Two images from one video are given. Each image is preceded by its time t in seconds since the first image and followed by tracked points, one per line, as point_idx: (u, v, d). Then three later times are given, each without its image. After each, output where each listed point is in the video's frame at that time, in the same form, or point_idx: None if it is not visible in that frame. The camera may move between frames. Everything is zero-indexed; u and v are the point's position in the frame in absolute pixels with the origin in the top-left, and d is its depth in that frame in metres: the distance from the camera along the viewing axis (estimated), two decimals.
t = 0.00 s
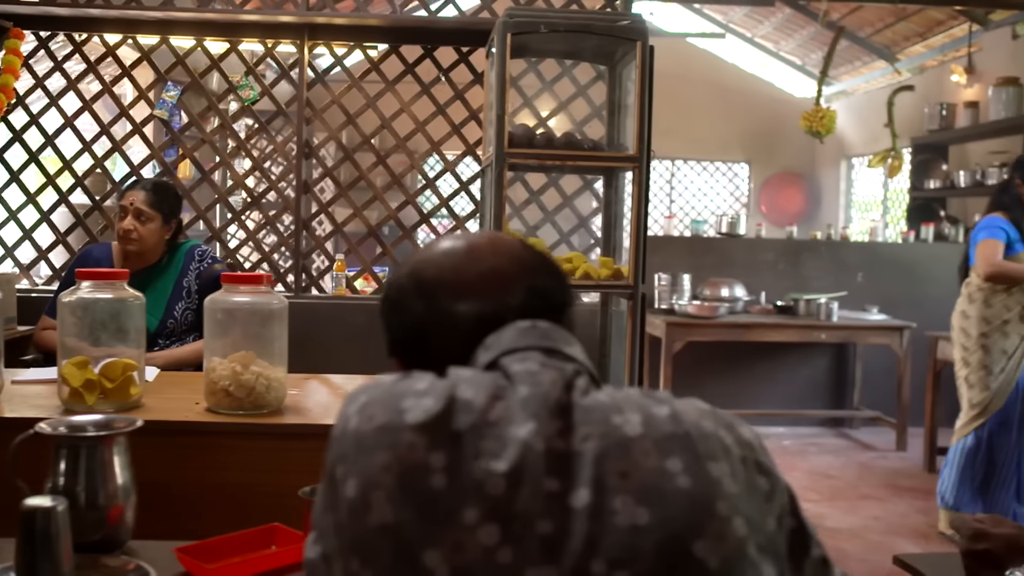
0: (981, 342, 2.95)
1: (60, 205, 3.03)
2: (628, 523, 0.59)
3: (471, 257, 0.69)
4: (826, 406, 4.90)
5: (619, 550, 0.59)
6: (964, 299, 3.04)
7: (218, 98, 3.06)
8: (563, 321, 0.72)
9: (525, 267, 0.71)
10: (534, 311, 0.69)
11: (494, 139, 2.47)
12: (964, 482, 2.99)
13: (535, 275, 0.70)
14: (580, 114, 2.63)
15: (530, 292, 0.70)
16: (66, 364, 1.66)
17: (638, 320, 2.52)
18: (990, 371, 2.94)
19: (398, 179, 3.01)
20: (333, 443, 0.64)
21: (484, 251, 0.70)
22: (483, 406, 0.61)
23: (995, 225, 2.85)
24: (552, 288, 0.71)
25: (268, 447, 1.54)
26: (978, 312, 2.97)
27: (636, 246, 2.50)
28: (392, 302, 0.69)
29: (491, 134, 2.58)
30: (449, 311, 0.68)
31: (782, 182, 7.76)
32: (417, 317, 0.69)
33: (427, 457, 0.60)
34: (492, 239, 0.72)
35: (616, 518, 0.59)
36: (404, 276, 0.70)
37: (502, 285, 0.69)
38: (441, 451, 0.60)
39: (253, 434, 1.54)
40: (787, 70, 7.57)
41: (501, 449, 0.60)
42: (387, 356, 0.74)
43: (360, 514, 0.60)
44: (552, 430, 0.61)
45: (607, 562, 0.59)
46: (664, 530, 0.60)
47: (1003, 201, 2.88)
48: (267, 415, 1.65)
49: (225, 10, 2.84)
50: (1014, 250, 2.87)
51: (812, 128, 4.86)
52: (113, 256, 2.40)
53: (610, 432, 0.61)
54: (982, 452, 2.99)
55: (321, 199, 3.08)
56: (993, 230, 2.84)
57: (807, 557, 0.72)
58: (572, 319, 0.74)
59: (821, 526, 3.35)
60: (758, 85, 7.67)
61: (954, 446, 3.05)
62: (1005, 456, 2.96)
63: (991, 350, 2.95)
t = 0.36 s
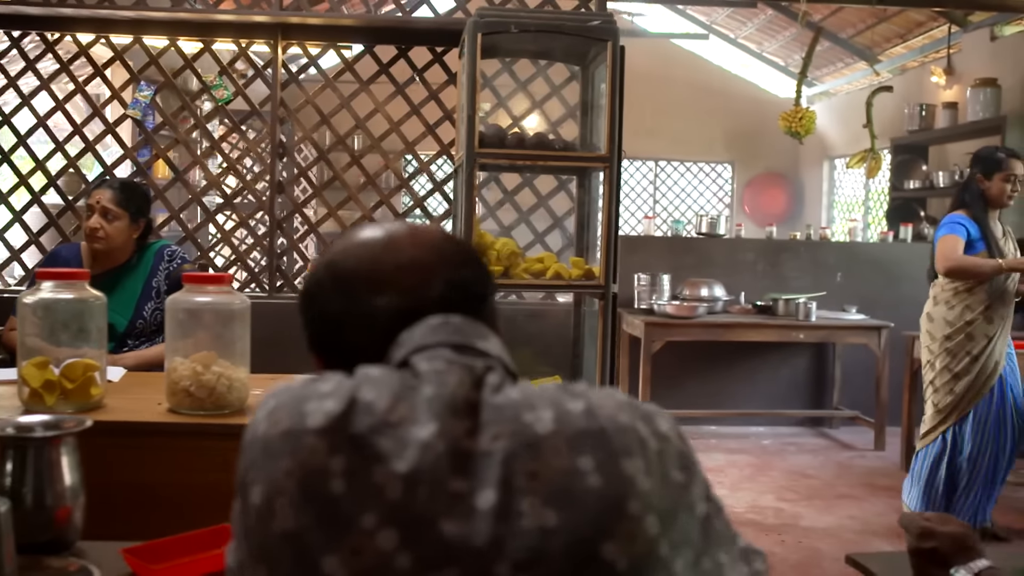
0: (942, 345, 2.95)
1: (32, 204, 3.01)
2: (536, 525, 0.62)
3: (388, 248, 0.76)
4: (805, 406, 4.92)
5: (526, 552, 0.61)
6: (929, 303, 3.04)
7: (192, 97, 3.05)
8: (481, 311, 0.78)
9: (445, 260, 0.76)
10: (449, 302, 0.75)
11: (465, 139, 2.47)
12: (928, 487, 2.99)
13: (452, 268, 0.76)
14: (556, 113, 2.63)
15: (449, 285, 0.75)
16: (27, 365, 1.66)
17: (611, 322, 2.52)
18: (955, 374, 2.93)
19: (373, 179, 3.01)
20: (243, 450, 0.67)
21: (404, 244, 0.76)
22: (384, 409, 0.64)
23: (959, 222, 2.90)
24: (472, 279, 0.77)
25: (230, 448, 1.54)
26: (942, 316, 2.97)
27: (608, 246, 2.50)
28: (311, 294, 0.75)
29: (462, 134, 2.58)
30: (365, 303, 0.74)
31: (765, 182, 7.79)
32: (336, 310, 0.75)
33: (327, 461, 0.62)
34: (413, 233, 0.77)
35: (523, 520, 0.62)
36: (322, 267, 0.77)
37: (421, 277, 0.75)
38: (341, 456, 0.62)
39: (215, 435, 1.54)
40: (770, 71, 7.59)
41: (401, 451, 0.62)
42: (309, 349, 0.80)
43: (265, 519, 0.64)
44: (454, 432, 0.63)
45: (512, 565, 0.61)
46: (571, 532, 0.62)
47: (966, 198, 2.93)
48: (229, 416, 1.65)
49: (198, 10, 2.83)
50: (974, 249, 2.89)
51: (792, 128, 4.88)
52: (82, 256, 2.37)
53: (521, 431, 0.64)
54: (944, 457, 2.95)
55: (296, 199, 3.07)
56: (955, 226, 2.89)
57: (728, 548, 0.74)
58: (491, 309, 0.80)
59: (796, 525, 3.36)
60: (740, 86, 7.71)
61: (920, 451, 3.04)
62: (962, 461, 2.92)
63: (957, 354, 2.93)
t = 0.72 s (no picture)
0: (962, 357, 2.85)
1: (7, 205, 2.99)
2: (451, 524, 0.63)
3: (318, 246, 0.77)
4: (787, 406, 4.93)
5: (441, 552, 0.62)
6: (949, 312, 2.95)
7: (167, 98, 3.04)
8: (411, 308, 0.80)
9: (374, 257, 0.78)
10: (378, 299, 0.77)
11: (438, 139, 2.46)
12: (931, 484, 2.95)
13: (381, 266, 0.78)
14: (533, 112, 2.63)
15: (378, 282, 0.78)
16: None
17: (583, 321, 2.54)
18: (970, 387, 2.83)
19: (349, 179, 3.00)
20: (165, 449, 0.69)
21: (335, 242, 0.78)
22: (302, 408, 0.65)
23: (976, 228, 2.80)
24: (401, 276, 0.79)
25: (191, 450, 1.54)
26: (960, 326, 2.88)
27: (582, 247, 2.51)
28: (241, 293, 0.77)
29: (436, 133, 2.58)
30: (294, 300, 0.76)
31: (750, 183, 7.81)
32: (264, 309, 0.77)
33: (242, 461, 0.64)
34: (344, 230, 0.79)
35: (439, 519, 0.63)
36: (254, 265, 0.79)
37: (351, 274, 0.77)
38: (256, 456, 0.64)
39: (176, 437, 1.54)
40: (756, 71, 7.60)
41: (316, 450, 0.63)
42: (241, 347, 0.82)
43: (182, 519, 0.66)
44: (370, 431, 0.64)
45: (425, 564, 0.62)
46: (484, 532, 0.63)
47: (979, 203, 2.82)
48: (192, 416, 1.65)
49: (173, 10, 2.83)
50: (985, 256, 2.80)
51: (774, 129, 4.88)
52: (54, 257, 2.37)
53: (441, 430, 0.64)
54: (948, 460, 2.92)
55: (273, 199, 3.06)
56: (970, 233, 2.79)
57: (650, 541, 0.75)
58: (421, 306, 0.82)
59: (775, 525, 3.36)
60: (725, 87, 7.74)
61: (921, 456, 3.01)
62: (969, 464, 2.85)
63: (974, 366, 2.83)
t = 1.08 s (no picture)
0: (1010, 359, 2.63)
1: None
2: (366, 524, 0.63)
3: (247, 245, 0.77)
4: (767, 406, 4.94)
5: (355, 552, 0.63)
6: (981, 312, 2.75)
7: (140, 97, 3.03)
8: (343, 306, 0.80)
9: (305, 254, 0.78)
10: (307, 298, 0.77)
11: (409, 138, 2.46)
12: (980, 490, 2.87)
13: (312, 263, 0.78)
14: (507, 111, 2.63)
15: (309, 280, 0.77)
16: None
17: (555, 322, 2.53)
18: None
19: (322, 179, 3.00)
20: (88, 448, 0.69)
21: (267, 240, 0.78)
22: (221, 407, 0.65)
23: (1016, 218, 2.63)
24: (333, 273, 0.79)
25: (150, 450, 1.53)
26: (1000, 324, 2.66)
27: (553, 247, 2.51)
28: (171, 291, 0.77)
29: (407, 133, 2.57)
30: (222, 298, 0.76)
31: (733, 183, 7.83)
32: (193, 307, 0.77)
33: (157, 459, 0.64)
34: (276, 230, 0.79)
35: (353, 518, 0.63)
36: (185, 263, 0.79)
37: (280, 272, 0.77)
38: (172, 454, 0.64)
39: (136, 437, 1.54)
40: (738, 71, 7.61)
41: (232, 449, 0.63)
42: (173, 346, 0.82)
43: (98, 518, 0.66)
44: (287, 429, 0.64)
45: (336, 564, 0.63)
46: (399, 532, 0.63)
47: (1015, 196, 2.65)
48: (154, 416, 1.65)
49: (146, 9, 2.81)
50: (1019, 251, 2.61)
51: (753, 129, 4.89)
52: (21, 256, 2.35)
53: (361, 430, 0.65)
54: (1021, 485, 2.60)
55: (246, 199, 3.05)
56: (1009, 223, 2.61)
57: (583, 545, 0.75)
58: (354, 304, 0.82)
59: (751, 524, 3.37)
60: (710, 87, 7.74)
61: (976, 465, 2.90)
62: None
63: None
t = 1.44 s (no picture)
0: None
1: None
2: (267, 527, 0.63)
3: (168, 243, 0.77)
4: (744, 405, 4.95)
5: (254, 553, 0.62)
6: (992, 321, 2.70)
7: (107, 96, 3.02)
8: (265, 302, 0.79)
9: (224, 250, 0.78)
10: (226, 297, 0.76)
11: (375, 138, 2.45)
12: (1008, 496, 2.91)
13: (232, 260, 0.77)
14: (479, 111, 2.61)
15: (229, 278, 0.77)
16: None
17: (522, 321, 2.53)
18: None
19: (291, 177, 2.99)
20: None
21: (189, 238, 0.78)
22: (129, 406, 0.66)
23: None
24: (253, 269, 0.78)
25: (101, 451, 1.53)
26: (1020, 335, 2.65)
27: (520, 246, 2.51)
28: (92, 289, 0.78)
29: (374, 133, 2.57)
30: (139, 297, 0.76)
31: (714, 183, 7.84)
32: (113, 305, 0.77)
33: (62, 460, 0.65)
34: (200, 228, 0.79)
35: (256, 521, 0.63)
36: (108, 263, 0.79)
37: (199, 271, 0.77)
38: (77, 456, 0.65)
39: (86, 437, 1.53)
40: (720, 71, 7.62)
41: (136, 449, 0.64)
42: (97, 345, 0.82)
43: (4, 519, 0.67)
44: (194, 431, 0.64)
45: (235, 568, 0.62)
46: (301, 535, 0.63)
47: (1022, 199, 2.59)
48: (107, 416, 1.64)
49: (114, 6, 2.78)
50: None
51: (730, 129, 4.89)
52: None
53: (273, 431, 0.65)
54: None
55: (215, 198, 3.04)
56: None
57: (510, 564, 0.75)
58: (278, 300, 0.81)
59: (724, 524, 3.37)
60: (691, 86, 7.75)
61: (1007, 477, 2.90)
62: None
63: None
